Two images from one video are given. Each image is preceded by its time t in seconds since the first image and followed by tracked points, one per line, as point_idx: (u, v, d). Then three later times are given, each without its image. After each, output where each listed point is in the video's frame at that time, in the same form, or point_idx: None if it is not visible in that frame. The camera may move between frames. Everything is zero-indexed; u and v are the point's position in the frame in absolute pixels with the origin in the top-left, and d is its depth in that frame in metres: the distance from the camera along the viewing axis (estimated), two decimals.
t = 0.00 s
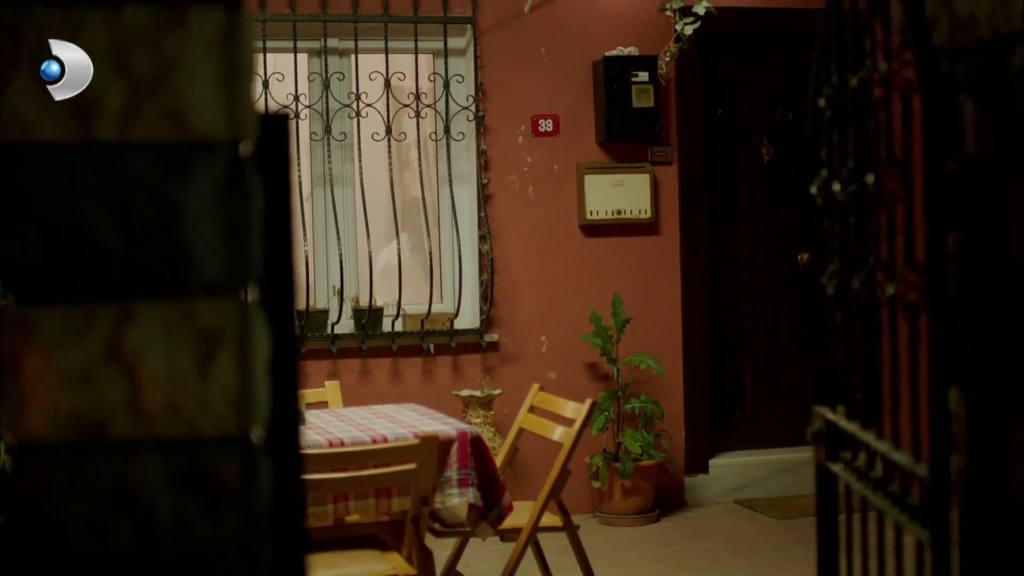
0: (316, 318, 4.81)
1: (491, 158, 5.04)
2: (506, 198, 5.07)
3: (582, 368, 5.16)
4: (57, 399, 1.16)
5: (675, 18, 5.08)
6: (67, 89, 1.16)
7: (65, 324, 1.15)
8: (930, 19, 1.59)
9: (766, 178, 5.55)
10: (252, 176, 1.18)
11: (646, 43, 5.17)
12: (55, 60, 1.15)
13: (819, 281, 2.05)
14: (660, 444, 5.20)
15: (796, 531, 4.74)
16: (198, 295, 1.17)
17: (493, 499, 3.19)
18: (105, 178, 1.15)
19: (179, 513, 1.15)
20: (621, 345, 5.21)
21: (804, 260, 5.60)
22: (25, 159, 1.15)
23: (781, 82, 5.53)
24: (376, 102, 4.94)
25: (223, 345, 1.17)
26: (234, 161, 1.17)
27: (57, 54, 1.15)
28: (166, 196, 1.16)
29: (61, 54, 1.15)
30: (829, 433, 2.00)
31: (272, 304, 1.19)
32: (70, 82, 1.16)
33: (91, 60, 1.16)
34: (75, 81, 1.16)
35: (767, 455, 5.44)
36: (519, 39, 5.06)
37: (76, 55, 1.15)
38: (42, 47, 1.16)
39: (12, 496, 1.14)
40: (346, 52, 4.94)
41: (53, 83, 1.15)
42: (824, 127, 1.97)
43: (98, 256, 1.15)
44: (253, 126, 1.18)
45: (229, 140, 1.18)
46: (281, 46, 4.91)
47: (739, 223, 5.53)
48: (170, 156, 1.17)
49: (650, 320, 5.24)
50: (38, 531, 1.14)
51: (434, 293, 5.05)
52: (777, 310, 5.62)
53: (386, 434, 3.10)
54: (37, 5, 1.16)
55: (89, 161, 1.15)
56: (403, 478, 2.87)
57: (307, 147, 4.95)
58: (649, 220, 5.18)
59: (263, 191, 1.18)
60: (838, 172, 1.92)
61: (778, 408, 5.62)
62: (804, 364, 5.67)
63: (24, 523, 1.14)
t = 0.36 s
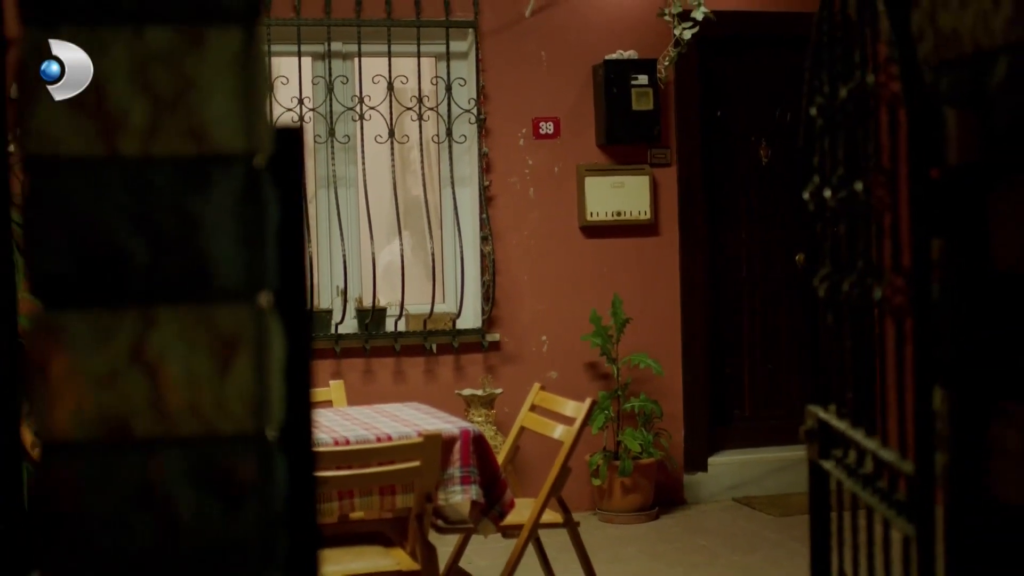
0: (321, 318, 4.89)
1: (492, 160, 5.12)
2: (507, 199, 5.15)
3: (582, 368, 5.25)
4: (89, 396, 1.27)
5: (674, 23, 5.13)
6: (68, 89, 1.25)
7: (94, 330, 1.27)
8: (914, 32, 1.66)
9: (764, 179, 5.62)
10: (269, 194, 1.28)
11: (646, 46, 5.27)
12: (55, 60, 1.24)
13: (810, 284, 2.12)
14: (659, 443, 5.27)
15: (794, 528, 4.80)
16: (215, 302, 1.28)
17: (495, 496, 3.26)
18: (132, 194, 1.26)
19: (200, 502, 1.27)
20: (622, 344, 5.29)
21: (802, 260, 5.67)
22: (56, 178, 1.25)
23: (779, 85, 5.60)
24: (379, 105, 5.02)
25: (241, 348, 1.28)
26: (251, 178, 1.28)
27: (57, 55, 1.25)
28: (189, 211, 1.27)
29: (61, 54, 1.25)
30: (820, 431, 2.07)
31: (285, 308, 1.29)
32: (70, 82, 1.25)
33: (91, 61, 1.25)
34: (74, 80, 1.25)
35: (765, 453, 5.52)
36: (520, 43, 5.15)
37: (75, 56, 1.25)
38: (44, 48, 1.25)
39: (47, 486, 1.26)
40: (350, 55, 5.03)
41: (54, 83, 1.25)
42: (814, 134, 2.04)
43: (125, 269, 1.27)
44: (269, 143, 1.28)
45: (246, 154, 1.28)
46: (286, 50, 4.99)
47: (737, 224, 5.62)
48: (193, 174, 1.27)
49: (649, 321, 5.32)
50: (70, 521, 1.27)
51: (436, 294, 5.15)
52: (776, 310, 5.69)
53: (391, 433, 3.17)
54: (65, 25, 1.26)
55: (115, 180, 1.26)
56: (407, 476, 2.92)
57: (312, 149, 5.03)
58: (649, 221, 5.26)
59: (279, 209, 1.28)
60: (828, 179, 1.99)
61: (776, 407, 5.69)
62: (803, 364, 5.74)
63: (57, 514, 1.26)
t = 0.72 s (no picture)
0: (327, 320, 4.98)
1: (496, 162, 5.22)
2: (510, 200, 5.25)
3: (584, 368, 5.35)
4: (112, 398, 1.35)
5: (674, 28, 5.21)
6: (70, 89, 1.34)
7: (118, 333, 1.35)
8: (901, 46, 1.73)
9: (763, 180, 5.72)
10: (282, 207, 1.36)
11: (647, 50, 5.36)
12: (57, 60, 1.33)
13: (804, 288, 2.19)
14: (660, 442, 5.36)
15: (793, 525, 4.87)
16: (232, 307, 1.36)
17: (498, 494, 3.33)
18: (153, 207, 1.34)
19: (218, 497, 1.35)
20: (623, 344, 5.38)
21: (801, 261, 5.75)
22: (83, 190, 1.33)
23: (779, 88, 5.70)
24: (383, 108, 5.12)
25: (258, 352, 1.37)
26: (266, 191, 1.36)
27: (59, 55, 1.33)
28: (206, 223, 1.35)
29: (62, 55, 1.33)
30: (813, 430, 2.14)
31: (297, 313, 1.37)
32: (74, 84, 1.34)
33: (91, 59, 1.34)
34: (78, 82, 1.33)
35: (762, 451, 5.64)
36: (522, 46, 5.24)
37: (76, 55, 1.34)
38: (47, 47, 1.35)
39: (75, 482, 1.34)
40: (354, 59, 5.14)
41: (55, 82, 1.33)
42: (807, 142, 2.11)
43: (147, 276, 1.34)
44: (281, 156, 1.36)
45: (260, 167, 1.36)
46: (292, 54, 5.12)
47: (737, 225, 5.71)
48: (209, 188, 1.35)
49: (651, 323, 5.41)
50: (96, 512, 1.35)
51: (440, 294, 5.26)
52: (776, 309, 5.78)
53: (395, 431, 3.23)
54: (89, 45, 1.34)
55: (138, 192, 1.34)
56: (411, 474, 2.99)
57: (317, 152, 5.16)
58: (649, 222, 5.34)
59: (290, 221, 1.36)
60: (820, 186, 2.05)
61: (776, 406, 5.78)
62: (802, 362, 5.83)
63: (84, 506, 1.35)
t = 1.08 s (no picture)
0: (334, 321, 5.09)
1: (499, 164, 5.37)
2: (513, 202, 5.41)
3: (587, 367, 5.49)
4: (134, 400, 1.40)
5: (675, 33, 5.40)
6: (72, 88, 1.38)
7: (140, 339, 1.40)
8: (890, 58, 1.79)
9: (763, 182, 5.85)
10: (297, 217, 1.42)
11: (649, 55, 5.51)
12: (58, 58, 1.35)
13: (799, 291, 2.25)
14: (662, 440, 5.52)
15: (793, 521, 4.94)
16: (251, 312, 1.42)
17: (502, 491, 3.39)
18: (174, 217, 1.39)
19: (237, 496, 1.41)
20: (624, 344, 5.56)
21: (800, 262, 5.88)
22: (105, 203, 1.38)
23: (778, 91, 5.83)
24: (388, 112, 5.28)
25: (272, 355, 1.41)
26: (283, 202, 1.41)
27: (60, 53, 1.35)
28: (226, 232, 1.40)
29: (64, 53, 1.36)
30: (808, 429, 2.20)
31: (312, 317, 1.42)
32: (75, 83, 1.38)
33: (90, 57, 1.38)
34: (79, 81, 1.38)
35: (762, 450, 5.77)
36: (526, 50, 5.39)
37: (76, 56, 1.37)
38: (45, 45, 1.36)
39: (101, 483, 1.40)
40: (359, 63, 5.28)
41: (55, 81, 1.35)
42: (802, 150, 2.17)
43: (167, 283, 1.40)
44: (298, 166, 1.42)
45: (275, 179, 1.42)
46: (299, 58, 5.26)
47: (737, 226, 5.85)
48: (228, 198, 1.40)
49: (651, 323, 5.58)
50: (120, 514, 1.40)
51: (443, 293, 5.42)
52: (774, 308, 5.92)
53: (402, 430, 3.30)
54: (102, 61, 1.38)
55: (159, 202, 1.39)
56: (416, 472, 3.05)
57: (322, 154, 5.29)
58: (651, 224, 5.51)
59: (306, 231, 1.42)
60: (814, 193, 2.11)
61: (774, 404, 5.92)
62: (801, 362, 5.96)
63: (109, 507, 1.40)
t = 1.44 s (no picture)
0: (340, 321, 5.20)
1: (503, 167, 5.48)
2: (517, 204, 5.52)
3: (590, 367, 5.59)
4: (155, 401, 1.47)
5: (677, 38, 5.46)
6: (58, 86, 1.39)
7: (161, 343, 1.47)
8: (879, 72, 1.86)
9: (764, 184, 5.94)
10: (311, 226, 1.49)
11: (651, 59, 5.61)
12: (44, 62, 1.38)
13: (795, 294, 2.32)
14: (664, 439, 5.61)
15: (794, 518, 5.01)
16: (267, 316, 1.48)
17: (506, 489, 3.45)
18: (194, 227, 1.46)
19: (253, 492, 1.48)
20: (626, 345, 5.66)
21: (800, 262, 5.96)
22: (127, 212, 1.45)
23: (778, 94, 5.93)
24: (394, 115, 5.38)
25: (287, 359, 1.48)
26: (296, 212, 1.48)
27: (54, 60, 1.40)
28: (243, 239, 1.47)
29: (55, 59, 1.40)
30: (803, 428, 2.27)
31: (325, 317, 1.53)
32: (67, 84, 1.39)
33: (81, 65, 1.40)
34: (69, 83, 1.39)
35: (765, 448, 5.85)
36: (529, 53, 5.51)
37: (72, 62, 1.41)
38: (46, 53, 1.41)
39: (122, 480, 1.46)
40: (365, 66, 5.39)
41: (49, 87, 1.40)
42: (796, 157, 2.24)
43: (184, 289, 1.46)
44: (310, 176, 1.51)
45: (289, 190, 1.48)
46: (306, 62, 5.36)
47: (736, 228, 5.94)
48: (244, 205, 1.47)
49: (653, 324, 5.67)
50: (141, 512, 1.46)
51: (449, 295, 5.51)
52: (774, 308, 6.01)
53: (408, 429, 3.37)
54: (104, 79, 1.46)
55: (179, 213, 1.46)
56: (422, 470, 3.11)
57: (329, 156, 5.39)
58: (654, 225, 5.61)
59: (318, 235, 1.50)
60: (808, 200, 2.17)
61: (774, 403, 6.00)
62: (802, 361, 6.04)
63: (130, 507, 1.46)
